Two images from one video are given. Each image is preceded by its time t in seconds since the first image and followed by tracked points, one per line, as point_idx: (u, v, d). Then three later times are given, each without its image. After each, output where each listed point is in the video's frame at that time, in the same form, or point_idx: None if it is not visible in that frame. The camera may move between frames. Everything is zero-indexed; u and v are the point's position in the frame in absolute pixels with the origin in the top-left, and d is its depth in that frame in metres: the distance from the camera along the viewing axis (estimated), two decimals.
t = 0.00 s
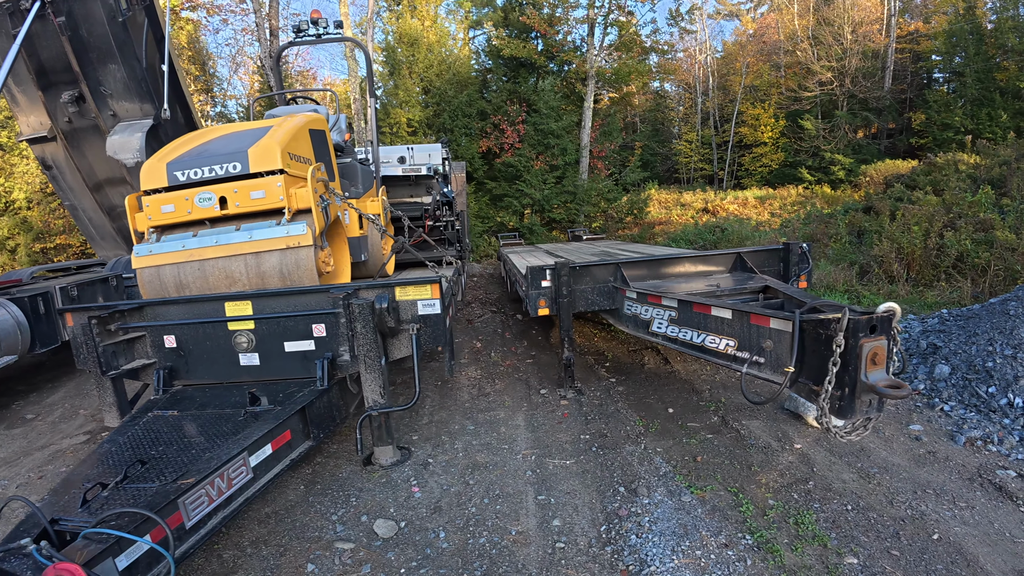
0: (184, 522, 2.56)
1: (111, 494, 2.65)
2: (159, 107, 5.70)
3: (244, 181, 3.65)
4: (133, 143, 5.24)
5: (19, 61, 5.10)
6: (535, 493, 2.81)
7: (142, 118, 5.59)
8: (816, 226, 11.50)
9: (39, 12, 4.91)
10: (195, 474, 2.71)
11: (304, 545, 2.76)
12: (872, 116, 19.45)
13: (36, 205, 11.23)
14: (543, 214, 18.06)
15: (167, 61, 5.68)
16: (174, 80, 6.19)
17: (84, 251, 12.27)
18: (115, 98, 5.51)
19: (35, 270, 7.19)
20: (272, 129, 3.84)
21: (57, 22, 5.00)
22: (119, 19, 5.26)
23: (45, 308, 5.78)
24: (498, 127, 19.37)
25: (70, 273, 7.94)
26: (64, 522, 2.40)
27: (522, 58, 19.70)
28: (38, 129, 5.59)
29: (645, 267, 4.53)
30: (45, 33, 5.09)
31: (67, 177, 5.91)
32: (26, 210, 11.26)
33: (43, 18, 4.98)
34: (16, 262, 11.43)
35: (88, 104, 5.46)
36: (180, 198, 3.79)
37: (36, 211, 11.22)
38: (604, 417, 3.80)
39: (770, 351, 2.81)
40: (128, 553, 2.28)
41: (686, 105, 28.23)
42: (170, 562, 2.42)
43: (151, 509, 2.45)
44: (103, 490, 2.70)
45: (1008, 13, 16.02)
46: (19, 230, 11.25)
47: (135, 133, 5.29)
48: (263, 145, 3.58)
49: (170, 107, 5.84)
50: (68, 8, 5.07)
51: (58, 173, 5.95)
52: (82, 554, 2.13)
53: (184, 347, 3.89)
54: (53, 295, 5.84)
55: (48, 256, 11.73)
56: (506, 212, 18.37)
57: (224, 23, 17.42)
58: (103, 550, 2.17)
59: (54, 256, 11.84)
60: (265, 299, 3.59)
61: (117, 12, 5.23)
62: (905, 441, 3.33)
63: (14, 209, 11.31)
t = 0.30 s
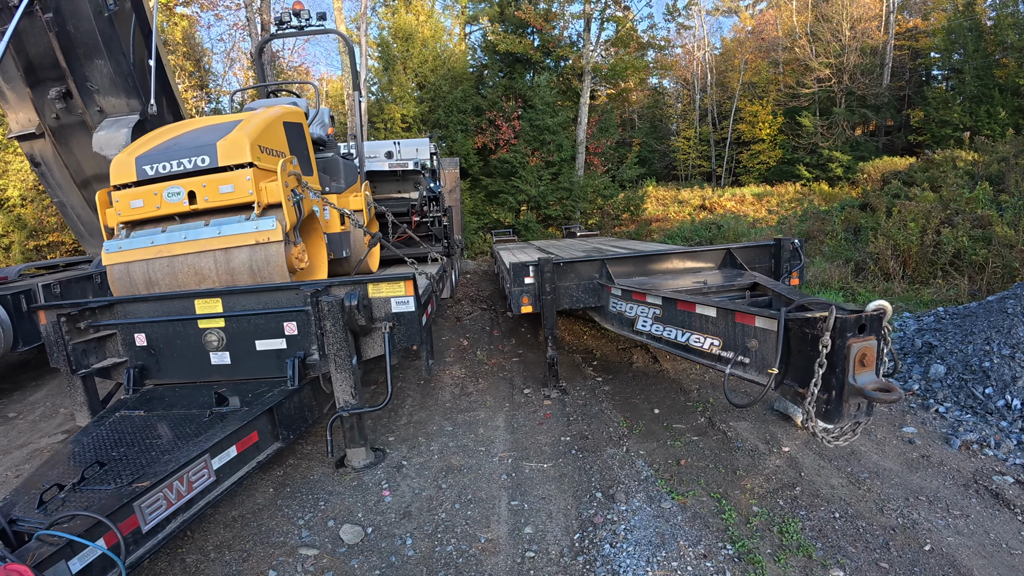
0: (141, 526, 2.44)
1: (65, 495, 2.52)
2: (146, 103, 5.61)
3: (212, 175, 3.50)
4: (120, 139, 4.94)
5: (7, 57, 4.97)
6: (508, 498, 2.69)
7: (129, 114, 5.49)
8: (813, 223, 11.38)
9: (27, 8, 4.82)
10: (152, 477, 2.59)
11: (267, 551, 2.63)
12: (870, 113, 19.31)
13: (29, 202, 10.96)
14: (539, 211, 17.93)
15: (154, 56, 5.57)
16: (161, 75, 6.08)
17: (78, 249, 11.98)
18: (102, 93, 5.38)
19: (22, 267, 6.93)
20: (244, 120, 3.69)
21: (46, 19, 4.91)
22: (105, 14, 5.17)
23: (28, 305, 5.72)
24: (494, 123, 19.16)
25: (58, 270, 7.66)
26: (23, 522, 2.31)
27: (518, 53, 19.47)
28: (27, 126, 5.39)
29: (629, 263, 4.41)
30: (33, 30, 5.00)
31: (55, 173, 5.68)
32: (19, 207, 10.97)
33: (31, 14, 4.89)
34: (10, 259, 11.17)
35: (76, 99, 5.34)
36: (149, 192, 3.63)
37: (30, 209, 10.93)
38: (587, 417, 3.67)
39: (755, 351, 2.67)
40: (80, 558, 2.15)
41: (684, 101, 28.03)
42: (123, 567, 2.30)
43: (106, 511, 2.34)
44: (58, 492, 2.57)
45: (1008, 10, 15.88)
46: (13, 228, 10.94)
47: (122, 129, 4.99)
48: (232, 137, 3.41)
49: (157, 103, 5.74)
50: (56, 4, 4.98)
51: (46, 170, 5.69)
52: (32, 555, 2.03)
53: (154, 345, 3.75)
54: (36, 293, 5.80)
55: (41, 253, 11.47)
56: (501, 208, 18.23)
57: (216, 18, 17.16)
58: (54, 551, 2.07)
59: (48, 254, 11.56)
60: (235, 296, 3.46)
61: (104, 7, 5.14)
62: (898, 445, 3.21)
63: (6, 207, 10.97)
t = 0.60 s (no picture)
0: (108, 542, 2.32)
1: (35, 508, 2.39)
2: (140, 101, 5.51)
3: (190, 176, 3.39)
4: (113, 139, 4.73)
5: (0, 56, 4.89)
6: (490, 514, 2.57)
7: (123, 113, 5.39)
8: (817, 222, 11.21)
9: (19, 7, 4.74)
10: (120, 490, 2.47)
11: (239, 566, 2.52)
12: (876, 110, 19.06)
13: (30, 200, 10.74)
14: (541, 208, 17.79)
15: (149, 54, 5.47)
16: (156, 73, 5.98)
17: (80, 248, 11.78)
18: (96, 92, 5.28)
19: (19, 267, 6.66)
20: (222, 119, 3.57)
21: (38, 17, 4.81)
22: (97, 11, 5.04)
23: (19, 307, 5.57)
24: (495, 120, 18.98)
25: (57, 271, 7.45)
26: None
27: (520, 50, 19.22)
28: (22, 125, 5.41)
29: (625, 266, 4.28)
30: (27, 28, 4.90)
31: (50, 172, 5.72)
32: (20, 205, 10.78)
33: (24, 13, 4.79)
34: (12, 256, 11.09)
35: (69, 98, 5.27)
36: (126, 195, 3.51)
37: (30, 207, 10.72)
38: (579, 426, 3.54)
39: (751, 363, 2.52)
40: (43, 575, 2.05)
41: (688, 98, 27.76)
42: None
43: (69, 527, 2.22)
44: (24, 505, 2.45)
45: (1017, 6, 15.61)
46: (14, 225, 10.78)
47: (115, 128, 4.77)
48: (207, 137, 3.29)
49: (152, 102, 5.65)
50: (49, 2, 4.89)
51: (41, 169, 5.74)
52: None
53: (134, 351, 3.64)
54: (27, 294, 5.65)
55: (43, 252, 11.29)
56: (502, 206, 18.09)
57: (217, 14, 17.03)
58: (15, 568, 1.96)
59: (48, 252, 11.36)
60: (213, 301, 3.35)
61: (96, 4, 5.03)
62: (901, 459, 3.07)
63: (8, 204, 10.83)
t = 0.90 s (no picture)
0: (95, 540, 2.27)
1: (23, 505, 2.35)
2: (148, 99, 5.46)
3: (185, 175, 3.36)
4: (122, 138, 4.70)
5: (10, 55, 4.94)
6: (480, 521, 2.51)
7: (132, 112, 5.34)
8: (830, 223, 11.00)
9: (28, 6, 4.77)
10: (108, 489, 2.42)
11: (227, 566, 2.49)
12: (892, 108, 18.67)
13: (44, 197, 10.90)
14: (550, 207, 17.67)
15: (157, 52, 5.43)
16: (164, 71, 5.96)
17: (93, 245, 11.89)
18: (104, 91, 5.25)
19: (27, 263, 6.71)
20: (219, 117, 3.53)
21: (46, 16, 4.83)
22: (106, 10, 4.98)
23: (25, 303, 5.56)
24: (505, 118, 18.90)
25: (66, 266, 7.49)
26: None
27: (530, 47, 19.05)
28: (32, 123, 5.47)
29: (628, 267, 4.18)
30: (36, 28, 4.93)
31: (61, 170, 5.79)
32: (34, 201, 10.92)
33: (32, 12, 4.82)
34: (23, 255, 10.94)
35: (78, 97, 5.27)
36: (123, 193, 3.48)
37: (43, 203, 10.87)
38: (578, 430, 3.46)
39: (754, 370, 2.42)
40: (27, 573, 2.00)
41: (701, 95, 27.46)
42: None
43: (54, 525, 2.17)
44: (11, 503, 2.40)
45: None
46: (28, 222, 10.84)
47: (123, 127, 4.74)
48: (202, 136, 3.25)
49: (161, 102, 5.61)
50: (57, 1, 4.87)
51: (52, 166, 5.85)
52: None
53: (132, 349, 3.63)
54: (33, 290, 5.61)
55: (56, 247, 11.39)
56: (511, 204, 18.00)
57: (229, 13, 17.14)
58: None
59: (62, 249, 11.47)
60: (207, 300, 3.32)
61: (104, 3, 4.96)
62: (911, 471, 2.95)
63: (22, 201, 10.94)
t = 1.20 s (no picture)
0: (92, 523, 2.33)
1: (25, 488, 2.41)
2: (168, 97, 5.57)
3: (191, 171, 3.40)
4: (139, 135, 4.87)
5: (31, 52, 5.06)
6: (470, 518, 2.50)
7: (151, 108, 5.46)
8: (852, 224, 10.73)
9: (46, 4, 4.85)
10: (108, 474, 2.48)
11: (222, 553, 2.55)
12: (919, 107, 18.13)
13: (67, 191, 11.24)
14: (566, 205, 17.55)
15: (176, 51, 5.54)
16: (183, 70, 6.07)
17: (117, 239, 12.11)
18: (125, 88, 5.38)
19: (48, 256, 6.89)
20: (226, 115, 3.56)
21: (65, 14, 4.90)
22: (124, 10, 5.07)
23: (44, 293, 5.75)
24: (522, 117, 18.84)
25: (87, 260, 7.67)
26: None
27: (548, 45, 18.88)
28: (53, 119, 5.62)
29: (634, 266, 4.12)
30: (55, 25, 5.02)
31: (82, 165, 5.95)
32: (57, 196, 11.26)
33: (51, 10, 4.90)
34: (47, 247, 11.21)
35: (99, 94, 5.42)
36: (133, 188, 3.55)
37: (66, 198, 11.23)
38: (578, 430, 3.42)
39: (753, 373, 2.35)
40: (24, 553, 2.06)
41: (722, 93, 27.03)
42: (66, 566, 2.19)
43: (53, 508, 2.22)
44: (15, 485, 2.46)
45: None
46: (52, 216, 11.14)
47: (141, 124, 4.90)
48: (208, 132, 3.29)
49: (179, 98, 5.71)
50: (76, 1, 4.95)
51: (75, 162, 6.03)
52: None
53: (140, 340, 3.71)
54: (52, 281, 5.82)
55: (80, 242, 11.61)
56: (527, 202, 17.94)
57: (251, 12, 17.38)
58: None
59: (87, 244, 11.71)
60: (212, 294, 3.37)
61: (123, 3, 5.05)
62: (920, 482, 2.86)
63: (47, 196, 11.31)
